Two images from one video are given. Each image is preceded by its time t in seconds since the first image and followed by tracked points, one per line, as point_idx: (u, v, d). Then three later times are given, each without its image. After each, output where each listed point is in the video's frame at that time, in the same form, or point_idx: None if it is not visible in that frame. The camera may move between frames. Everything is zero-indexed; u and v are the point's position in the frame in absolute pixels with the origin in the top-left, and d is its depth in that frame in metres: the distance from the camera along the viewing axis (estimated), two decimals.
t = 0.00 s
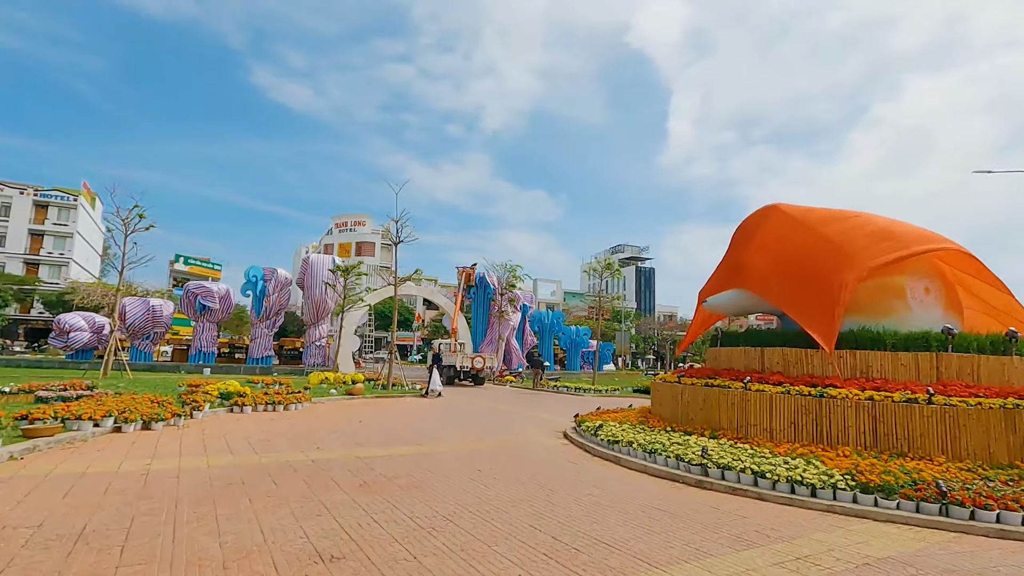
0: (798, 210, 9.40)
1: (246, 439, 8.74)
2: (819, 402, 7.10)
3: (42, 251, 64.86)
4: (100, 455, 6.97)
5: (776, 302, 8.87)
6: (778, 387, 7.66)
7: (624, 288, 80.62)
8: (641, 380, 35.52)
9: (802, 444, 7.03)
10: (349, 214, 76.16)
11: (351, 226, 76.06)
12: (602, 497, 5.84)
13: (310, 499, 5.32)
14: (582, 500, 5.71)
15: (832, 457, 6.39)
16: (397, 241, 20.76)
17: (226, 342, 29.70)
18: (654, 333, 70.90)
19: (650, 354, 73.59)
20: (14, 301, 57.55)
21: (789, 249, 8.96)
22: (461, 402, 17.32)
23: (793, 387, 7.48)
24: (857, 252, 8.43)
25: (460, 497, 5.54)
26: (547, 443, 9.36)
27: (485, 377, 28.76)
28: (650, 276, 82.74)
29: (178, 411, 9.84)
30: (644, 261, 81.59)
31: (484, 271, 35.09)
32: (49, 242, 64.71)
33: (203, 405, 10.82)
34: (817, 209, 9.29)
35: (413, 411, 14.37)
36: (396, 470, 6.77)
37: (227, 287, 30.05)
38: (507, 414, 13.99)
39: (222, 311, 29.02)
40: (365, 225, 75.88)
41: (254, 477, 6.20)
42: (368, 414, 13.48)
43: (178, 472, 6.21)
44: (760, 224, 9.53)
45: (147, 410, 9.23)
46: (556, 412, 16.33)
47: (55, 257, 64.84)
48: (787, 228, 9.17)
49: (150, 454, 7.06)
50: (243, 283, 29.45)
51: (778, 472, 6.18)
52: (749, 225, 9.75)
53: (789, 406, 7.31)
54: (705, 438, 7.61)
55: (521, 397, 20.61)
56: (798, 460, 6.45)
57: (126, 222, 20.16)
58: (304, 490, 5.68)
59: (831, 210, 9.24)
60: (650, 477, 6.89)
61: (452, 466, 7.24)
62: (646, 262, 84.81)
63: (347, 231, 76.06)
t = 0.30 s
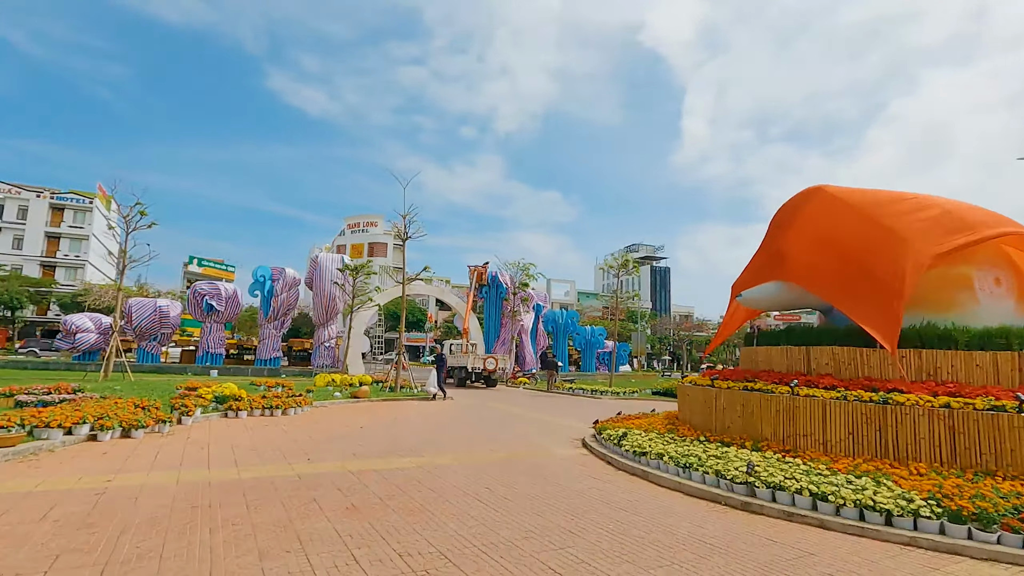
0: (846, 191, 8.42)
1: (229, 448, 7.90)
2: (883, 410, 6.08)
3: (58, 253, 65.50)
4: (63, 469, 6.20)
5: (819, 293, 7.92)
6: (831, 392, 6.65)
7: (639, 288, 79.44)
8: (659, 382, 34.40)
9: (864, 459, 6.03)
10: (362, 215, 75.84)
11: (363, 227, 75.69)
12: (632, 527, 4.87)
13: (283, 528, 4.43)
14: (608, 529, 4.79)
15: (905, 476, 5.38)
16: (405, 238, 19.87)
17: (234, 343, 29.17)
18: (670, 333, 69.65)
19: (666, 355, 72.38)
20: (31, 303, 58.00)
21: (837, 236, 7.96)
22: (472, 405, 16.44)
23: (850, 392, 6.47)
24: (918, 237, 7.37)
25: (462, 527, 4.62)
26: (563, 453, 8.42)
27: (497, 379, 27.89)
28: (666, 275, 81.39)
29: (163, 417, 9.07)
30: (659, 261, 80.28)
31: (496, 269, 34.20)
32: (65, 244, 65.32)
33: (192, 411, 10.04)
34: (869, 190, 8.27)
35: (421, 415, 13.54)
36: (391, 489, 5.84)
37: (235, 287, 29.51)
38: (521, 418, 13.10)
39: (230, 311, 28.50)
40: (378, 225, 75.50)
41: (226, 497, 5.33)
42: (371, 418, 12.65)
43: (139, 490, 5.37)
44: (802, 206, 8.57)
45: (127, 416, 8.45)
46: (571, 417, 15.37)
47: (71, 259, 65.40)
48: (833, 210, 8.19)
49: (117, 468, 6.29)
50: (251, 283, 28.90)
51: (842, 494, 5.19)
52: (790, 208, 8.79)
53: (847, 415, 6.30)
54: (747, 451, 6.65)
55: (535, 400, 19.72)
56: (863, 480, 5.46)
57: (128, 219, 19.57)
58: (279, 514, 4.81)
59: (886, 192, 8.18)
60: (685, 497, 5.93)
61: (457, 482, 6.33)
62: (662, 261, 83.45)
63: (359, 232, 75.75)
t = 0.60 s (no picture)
0: (903, 167, 7.40)
1: (207, 459, 7.09)
2: (965, 419, 5.09)
3: (73, 255, 65.93)
4: (6, 486, 5.41)
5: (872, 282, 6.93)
6: (898, 398, 5.64)
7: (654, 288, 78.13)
8: (676, 384, 33.23)
9: (943, 479, 5.04)
10: (373, 215, 75.38)
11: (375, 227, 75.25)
12: (668, 568, 3.93)
13: (233, 570, 3.56)
14: (640, 569, 3.87)
15: (1003, 502, 4.40)
16: (411, 233, 18.93)
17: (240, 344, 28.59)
18: (686, 333, 68.33)
19: (681, 356, 71.14)
20: (46, 305, 58.33)
21: (895, 217, 6.95)
22: (481, 409, 15.54)
23: (922, 398, 5.46)
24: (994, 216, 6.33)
25: (455, 567, 3.74)
26: (580, 466, 7.49)
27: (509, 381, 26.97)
28: (681, 275, 80.02)
29: (140, 424, 8.29)
30: (674, 260, 78.91)
31: (507, 268, 33.25)
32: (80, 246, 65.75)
33: (176, 417, 9.26)
34: (931, 165, 7.24)
35: (426, 420, 12.69)
36: (377, 514, 4.95)
37: (242, 287, 28.91)
38: (533, 424, 12.17)
39: (236, 312, 27.94)
40: (389, 225, 75.02)
41: (179, 524, 4.50)
42: (373, 424, 11.80)
43: (79, 515, 4.55)
44: (850, 185, 7.61)
45: (98, 423, 7.69)
46: (587, 423, 14.41)
47: (85, 261, 65.77)
48: (887, 188, 7.20)
49: (69, 487, 5.48)
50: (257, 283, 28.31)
51: (927, 523, 4.22)
52: (835, 188, 7.83)
53: (918, 425, 5.32)
54: (796, 466, 5.71)
55: (548, 403, 18.78)
56: (950, 505, 4.47)
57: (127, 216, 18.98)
58: (234, 550, 3.94)
59: (950, 167, 7.14)
60: (726, 525, 4.98)
61: (456, 503, 5.43)
62: (676, 260, 82.06)
63: (371, 232, 75.38)
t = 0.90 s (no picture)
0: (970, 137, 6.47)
1: (173, 473, 6.25)
2: None
3: (85, 257, 66.12)
4: None
5: (936, 267, 6.01)
6: (986, 405, 4.64)
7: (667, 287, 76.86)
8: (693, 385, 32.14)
9: None
10: (383, 215, 74.75)
11: (385, 227, 74.72)
12: None
13: None
14: None
15: None
16: (416, 228, 17.69)
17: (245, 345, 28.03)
18: (701, 333, 67.01)
19: (696, 356, 69.84)
20: (58, 307, 58.40)
21: (968, 195, 6.06)
22: (490, 412, 14.63)
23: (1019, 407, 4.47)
24: None
25: None
26: (598, 482, 6.53)
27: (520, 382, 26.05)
28: (695, 273, 78.62)
29: (109, 432, 7.52)
30: (688, 259, 77.49)
31: (518, 266, 32.35)
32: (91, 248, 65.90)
33: (153, 423, 8.48)
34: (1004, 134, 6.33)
35: (429, 425, 11.85)
36: (352, 547, 4.10)
37: (247, 286, 28.33)
38: (545, 430, 11.22)
39: (240, 312, 27.32)
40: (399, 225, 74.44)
41: (105, 566, 3.64)
42: (372, 430, 10.92)
43: None
44: (909, 160, 6.67)
45: (58, 431, 6.90)
46: (602, 428, 13.43)
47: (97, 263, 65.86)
48: (956, 162, 6.30)
49: None
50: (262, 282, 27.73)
51: None
52: (891, 163, 6.89)
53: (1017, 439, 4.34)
54: (863, 488, 4.74)
55: (560, 406, 17.87)
56: None
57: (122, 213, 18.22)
58: None
59: None
60: (781, 564, 4.02)
61: (452, 533, 4.51)
62: (690, 258, 80.66)
63: (381, 232, 74.90)
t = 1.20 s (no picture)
0: None
1: (125, 492, 5.40)
2: None
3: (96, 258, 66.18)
4: None
5: None
6: None
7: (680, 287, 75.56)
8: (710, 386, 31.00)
9: None
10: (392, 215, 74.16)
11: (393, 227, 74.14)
12: None
13: None
14: None
15: None
16: (420, 222, 16.64)
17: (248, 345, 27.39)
18: (715, 333, 65.74)
19: (709, 357, 68.56)
20: (69, 308, 58.36)
21: None
22: (497, 417, 13.70)
23: None
24: None
25: None
26: (617, 502, 5.61)
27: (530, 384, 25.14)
28: (708, 272, 77.26)
29: (68, 442, 6.72)
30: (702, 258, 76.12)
31: (527, 264, 31.43)
32: (103, 250, 66.11)
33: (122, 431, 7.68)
34: None
35: (430, 431, 10.98)
36: None
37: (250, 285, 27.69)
38: (556, 438, 10.29)
39: (243, 313, 26.74)
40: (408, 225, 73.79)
41: None
42: (367, 436, 10.04)
43: None
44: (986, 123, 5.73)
45: (6, 442, 6.12)
46: (618, 434, 12.47)
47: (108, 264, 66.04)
48: None
49: None
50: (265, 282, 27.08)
51: None
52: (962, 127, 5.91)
53: None
54: (958, 520, 3.76)
55: (572, 410, 16.95)
56: None
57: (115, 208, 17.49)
58: None
59: None
60: None
61: None
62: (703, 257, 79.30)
63: (390, 233, 74.34)
